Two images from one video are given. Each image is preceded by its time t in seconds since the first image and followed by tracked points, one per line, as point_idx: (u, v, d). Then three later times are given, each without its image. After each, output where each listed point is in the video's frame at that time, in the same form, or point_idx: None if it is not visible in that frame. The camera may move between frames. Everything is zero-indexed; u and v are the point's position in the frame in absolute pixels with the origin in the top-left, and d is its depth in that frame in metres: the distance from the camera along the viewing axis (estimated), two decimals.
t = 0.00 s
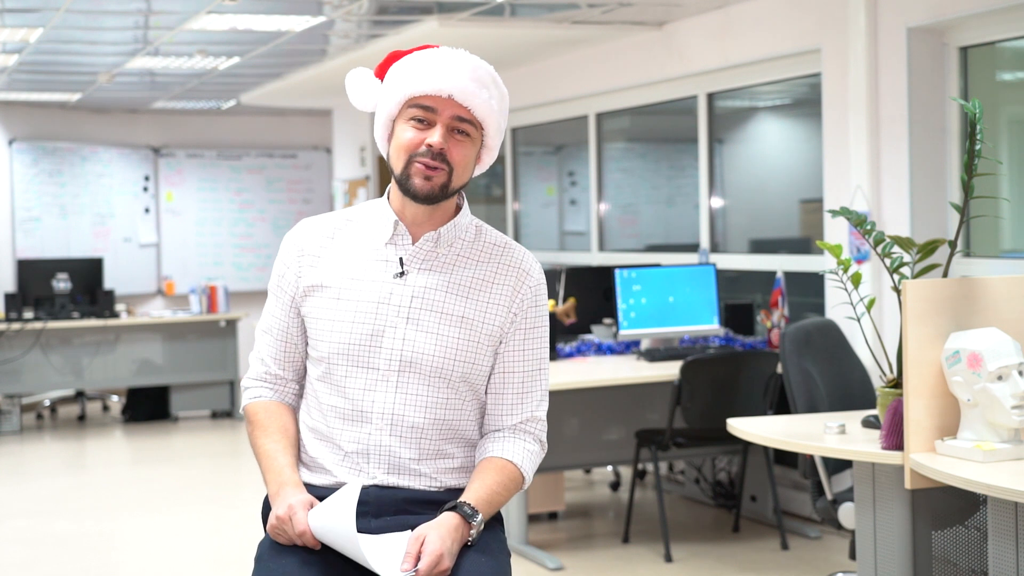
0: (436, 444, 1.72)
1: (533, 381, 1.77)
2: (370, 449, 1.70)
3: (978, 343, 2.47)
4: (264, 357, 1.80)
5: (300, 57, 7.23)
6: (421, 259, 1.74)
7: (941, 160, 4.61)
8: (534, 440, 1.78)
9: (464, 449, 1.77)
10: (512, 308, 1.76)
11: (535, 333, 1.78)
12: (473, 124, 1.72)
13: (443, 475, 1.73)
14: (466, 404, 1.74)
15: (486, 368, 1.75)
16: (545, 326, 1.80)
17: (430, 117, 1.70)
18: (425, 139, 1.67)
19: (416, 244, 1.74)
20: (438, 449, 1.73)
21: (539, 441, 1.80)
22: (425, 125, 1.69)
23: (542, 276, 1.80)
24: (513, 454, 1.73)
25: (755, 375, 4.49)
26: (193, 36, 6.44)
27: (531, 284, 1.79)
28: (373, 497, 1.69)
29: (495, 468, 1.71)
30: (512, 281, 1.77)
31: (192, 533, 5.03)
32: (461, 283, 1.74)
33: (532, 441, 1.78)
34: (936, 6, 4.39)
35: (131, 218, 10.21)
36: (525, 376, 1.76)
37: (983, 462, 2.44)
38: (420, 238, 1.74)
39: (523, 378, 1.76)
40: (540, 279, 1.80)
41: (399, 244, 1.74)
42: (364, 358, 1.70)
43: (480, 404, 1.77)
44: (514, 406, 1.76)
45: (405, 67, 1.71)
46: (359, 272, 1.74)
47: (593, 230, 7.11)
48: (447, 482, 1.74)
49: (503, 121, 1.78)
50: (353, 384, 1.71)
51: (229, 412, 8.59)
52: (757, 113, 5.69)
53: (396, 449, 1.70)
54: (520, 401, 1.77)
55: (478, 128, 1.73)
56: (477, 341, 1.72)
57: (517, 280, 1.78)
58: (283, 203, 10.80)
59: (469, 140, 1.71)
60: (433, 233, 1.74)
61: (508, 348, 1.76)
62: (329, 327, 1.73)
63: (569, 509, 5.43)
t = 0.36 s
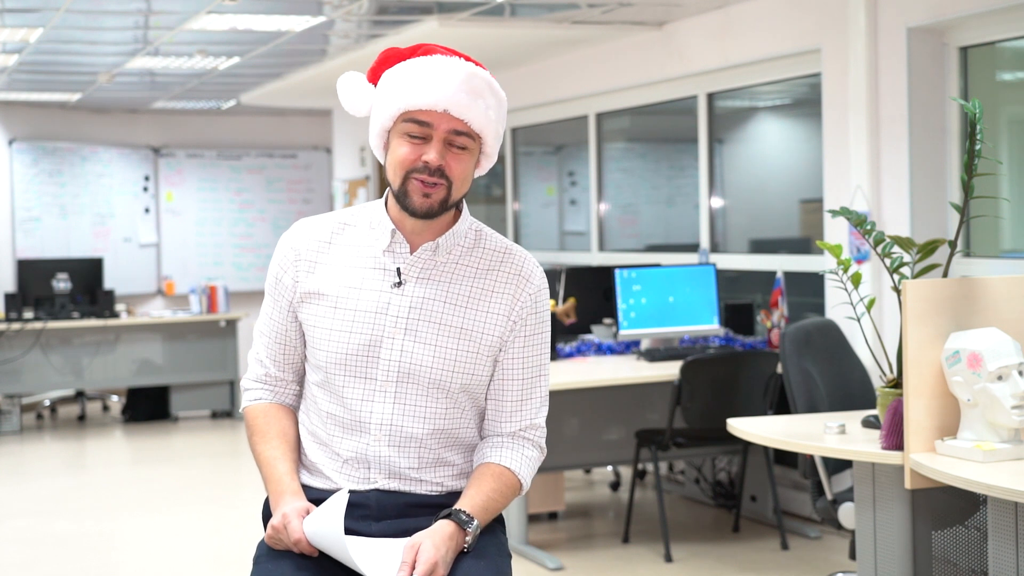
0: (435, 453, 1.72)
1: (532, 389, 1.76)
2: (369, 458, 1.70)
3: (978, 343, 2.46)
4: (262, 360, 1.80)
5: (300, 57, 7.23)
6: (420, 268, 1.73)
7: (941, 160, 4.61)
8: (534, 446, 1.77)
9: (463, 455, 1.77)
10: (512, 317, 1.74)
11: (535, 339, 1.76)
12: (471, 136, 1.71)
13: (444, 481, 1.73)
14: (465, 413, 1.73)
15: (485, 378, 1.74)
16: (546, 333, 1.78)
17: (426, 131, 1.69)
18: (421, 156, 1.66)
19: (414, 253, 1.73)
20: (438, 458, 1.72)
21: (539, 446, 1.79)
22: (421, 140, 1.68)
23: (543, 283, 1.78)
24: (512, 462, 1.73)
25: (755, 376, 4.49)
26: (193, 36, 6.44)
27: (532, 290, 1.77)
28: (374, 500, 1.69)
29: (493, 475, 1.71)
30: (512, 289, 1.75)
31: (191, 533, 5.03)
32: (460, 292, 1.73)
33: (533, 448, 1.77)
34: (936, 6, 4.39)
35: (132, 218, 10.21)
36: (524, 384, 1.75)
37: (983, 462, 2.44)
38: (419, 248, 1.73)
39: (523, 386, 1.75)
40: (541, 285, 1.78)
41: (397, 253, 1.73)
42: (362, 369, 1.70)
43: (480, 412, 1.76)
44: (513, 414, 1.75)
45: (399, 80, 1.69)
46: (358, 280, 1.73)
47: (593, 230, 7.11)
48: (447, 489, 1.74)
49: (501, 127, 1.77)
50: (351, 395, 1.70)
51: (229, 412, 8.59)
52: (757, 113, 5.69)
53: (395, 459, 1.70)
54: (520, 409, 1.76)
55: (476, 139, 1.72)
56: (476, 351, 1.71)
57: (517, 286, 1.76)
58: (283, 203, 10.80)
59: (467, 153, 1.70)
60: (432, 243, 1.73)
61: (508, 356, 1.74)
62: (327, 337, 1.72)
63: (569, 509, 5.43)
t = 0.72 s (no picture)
0: (434, 456, 1.72)
1: (532, 391, 1.76)
2: (368, 461, 1.70)
3: (978, 343, 2.47)
4: (260, 360, 1.80)
5: (300, 57, 7.23)
6: (419, 272, 1.73)
7: (941, 160, 4.62)
8: (533, 448, 1.77)
9: (463, 457, 1.77)
10: (512, 319, 1.74)
11: (533, 342, 1.76)
12: (467, 139, 1.71)
13: (443, 482, 1.73)
14: (464, 416, 1.74)
15: (485, 381, 1.74)
16: (545, 335, 1.78)
17: (421, 135, 1.69)
18: (416, 161, 1.67)
19: (414, 257, 1.73)
20: (436, 461, 1.72)
21: (538, 448, 1.79)
22: (417, 144, 1.68)
23: (542, 286, 1.78)
24: (512, 463, 1.73)
25: (755, 375, 4.49)
26: (193, 36, 6.44)
27: (531, 293, 1.77)
28: (373, 501, 1.69)
29: (492, 477, 1.71)
30: (512, 292, 1.75)
31: (192, 533, 5.03)
32: (459, 296, 1.73)
33: (532, 450, 1.77)
34: (936, 6, 4.39)
35: (132, 218, 10.21)
36: (523, 387, 1.75)
37: (983, 462, 2.44)
38: (418, 251, 1.73)
39: (521, 389, 1.75)
40: (541, 288, 1.78)
41: (395, 256, 1.73)
42: (362, 373, 1.70)
43: (479, 414, 1.77)
44: (512, 416, 1.75)
45: (394, 84, 1.69)
46: (357, 283, 1.74)
47: (593, 230, 7.11)
48: (446, 490, 1.74)
49: (499, 128, 1.77)
50: (350, 399, 1.70)
51: (229, 412, 8.59)
52: (757, 113, 5.69)
53: (394, 462, 1.70)
54: (519, 411, 1.76)
55: (472, 142, 1.72)
56: (475, 355, 1.71)
57: (516, 289, 1.76)
58: (283, 203, 10.81)
59: (463, 156, 1.71)
60: (430, 247, 1.73)
61: (508, 360, 1.74)
62: (326, 340, 1.72)
63: (569, 509, 5.43)
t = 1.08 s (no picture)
0: (434, 455, 1.72)
1: (532, 391, 1.76)
2: (368, 461, 1.70)
3: (978, 343, 2.46)
4: (261, 361, 1.80)
5: (300, 57, 7.23)
6: (421, 272, 1.73)
7: (941, 160, 4.62)
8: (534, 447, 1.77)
9: (463, 456, 1.77)
10: (513, 319, 1.74)
11: (533, 342, 1.76)
12: (467, 135, 1.71)
13: (444, 480, 1.73)
14: (465, 415, 1.74)
15: (485, 381, 1.74)
16: (546, 335, 1.78)
17: (421, 133, 1.69)
18: (417, 159, 1.67)
19: (414, 256, 1.73)
20: (437, 461, 1.72)
21: (538, 448, 1.79)
22: (416, 142, 1.68)
23: (543, 285, 1.78)
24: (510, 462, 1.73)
25: (756, 375, 4.49)
26: (193, 36, 6.44)
27: (531, 293, 1.76)
28: (374, 501, 1.69)
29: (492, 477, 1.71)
30: (513, 291, 1.75)
31: (192, 533, 5.03)
32: (459, 295, 1.73)
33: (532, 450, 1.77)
34: (936, 6, 4.39)
35: (132, 218, 10.21)
36: (524, 386, 1.75)
37: (984, 462, 2.44)
38: (419, 251, 1.73)
39: (522, 388, 1.75)
40: (541, 287, 1.78)
41: (396, 255, 1.73)
42: (363, 373, 1.70)
43: (480, 414, 1.76)
44: (513, 416, 1.75)
45: (392, 83, 1.69)
46: (357, 283, 1.74)
47: (593, 230, 7.11)
48: (447, 490, 1.74)
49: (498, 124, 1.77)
50: (351, 399, 1.70)
51: (229, 412, 8.58)
52: (757, 113, 5.69)
53: (395, 462, 1.70)
54: (519, 411, 1.76)
55: (472, 139, 1.72)
56: (475, 355, 1.71)
57: (516, 289, 1.75)
58: (283, 203, 10.81)
59: (463, 153, 1.71)
60: (431, 246, 1.73)
61: (508, 359, 1.74)
62: (327, 340, 1.72)
63: (569, 509, 5.43)
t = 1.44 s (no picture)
0: (434, 453, 1.72)
1: (532, 387, 1.76)
2: (368, 459, 1.70)
3: (978, 343, 2.47)
4: (261, 359, 1.80)
5: (300, 57, 7.23)
6: (420, 269, 1.73)
7: (941, 160, 4.62)
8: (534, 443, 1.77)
9: (463, 455, 1.77)
10: (513, 315, 1.74)
11: (532, 338, 1.76)
12: (466, 128, 1.71)
13: (444, 477, 1.73)
14: (465, 413, 1.74)
15: (485, 378, 1.74)
16: (545, 332, 1.78)
17: (420, 125, 1.69)
18: (416, 150, 1.66)
19: (414, 253, 1.73)
20: (437, 459, 1.72)
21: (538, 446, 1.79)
22: (415, 135, 1.68)
23: (542, 282, 1.78)
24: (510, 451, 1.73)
25: (755, 376, 4.49)
26: (193, 36, 6.45)
27: (531, 290, 1.77)
28: (374, 501, 1.69)
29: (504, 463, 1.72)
30: (512, 288, 1.75)
31: (192, 533, 5.03)
32: (459, 292, 1.73)
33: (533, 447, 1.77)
34: (936, 6, 4.39)
35: (131, 218, 10.21)
36: (523, 384, 1.75)
37: (984, 462, 2.44)
38: (418, 248, 1.73)
39: (521, 386, 1.75)
40: (540, 284, 1.78)
41: (396, 253, 1.73)
42: (363, 370, 1.70)
43: (479, 411, 1.76)
44: (512, 413, 1.75)
45: (391, 77, 1.69)
46: (358, 280, 1.74)
47: (593, 230, 7.11)
48: (447, 488, 1.73)
49: (496, 118, 1.77)
50: (351, 396, 1.70)
51: (229, 412, 8.59)
52: (757, 113, 5.69)
53: (395, 459, 1.70)
54: (519, 408, 1.76)
55: (470, 131, 1.72)
56: (475, 351, 1.71)
57: (516, 286, 1.76)
58: (283, 203, 10.81)
59: (462, 144, 1.70)
60: (431, 243, 1.73)
61: (507, 356, 1.74)
62: (328, 338, 1.72)
63: (569, 509, 5.43)
